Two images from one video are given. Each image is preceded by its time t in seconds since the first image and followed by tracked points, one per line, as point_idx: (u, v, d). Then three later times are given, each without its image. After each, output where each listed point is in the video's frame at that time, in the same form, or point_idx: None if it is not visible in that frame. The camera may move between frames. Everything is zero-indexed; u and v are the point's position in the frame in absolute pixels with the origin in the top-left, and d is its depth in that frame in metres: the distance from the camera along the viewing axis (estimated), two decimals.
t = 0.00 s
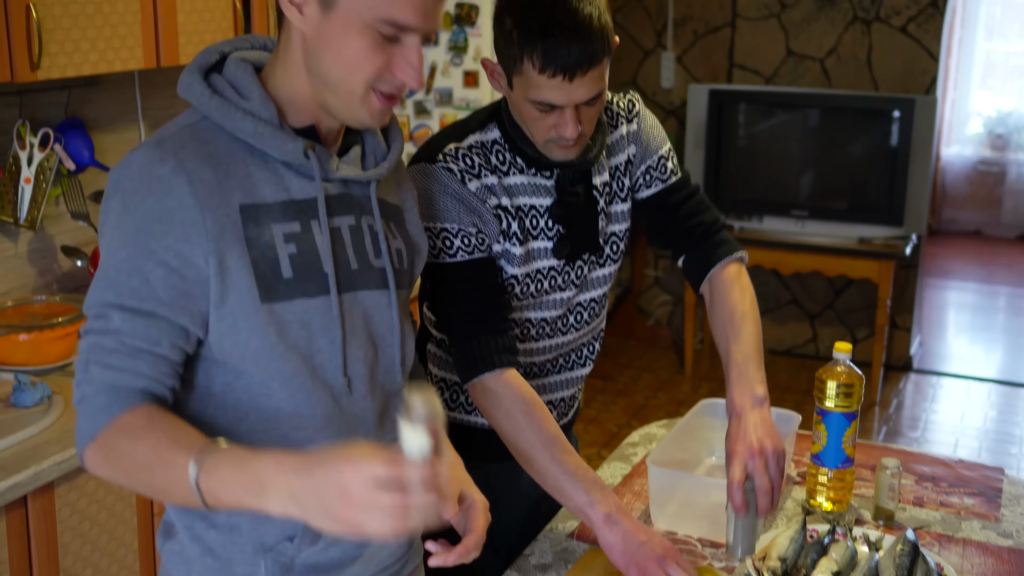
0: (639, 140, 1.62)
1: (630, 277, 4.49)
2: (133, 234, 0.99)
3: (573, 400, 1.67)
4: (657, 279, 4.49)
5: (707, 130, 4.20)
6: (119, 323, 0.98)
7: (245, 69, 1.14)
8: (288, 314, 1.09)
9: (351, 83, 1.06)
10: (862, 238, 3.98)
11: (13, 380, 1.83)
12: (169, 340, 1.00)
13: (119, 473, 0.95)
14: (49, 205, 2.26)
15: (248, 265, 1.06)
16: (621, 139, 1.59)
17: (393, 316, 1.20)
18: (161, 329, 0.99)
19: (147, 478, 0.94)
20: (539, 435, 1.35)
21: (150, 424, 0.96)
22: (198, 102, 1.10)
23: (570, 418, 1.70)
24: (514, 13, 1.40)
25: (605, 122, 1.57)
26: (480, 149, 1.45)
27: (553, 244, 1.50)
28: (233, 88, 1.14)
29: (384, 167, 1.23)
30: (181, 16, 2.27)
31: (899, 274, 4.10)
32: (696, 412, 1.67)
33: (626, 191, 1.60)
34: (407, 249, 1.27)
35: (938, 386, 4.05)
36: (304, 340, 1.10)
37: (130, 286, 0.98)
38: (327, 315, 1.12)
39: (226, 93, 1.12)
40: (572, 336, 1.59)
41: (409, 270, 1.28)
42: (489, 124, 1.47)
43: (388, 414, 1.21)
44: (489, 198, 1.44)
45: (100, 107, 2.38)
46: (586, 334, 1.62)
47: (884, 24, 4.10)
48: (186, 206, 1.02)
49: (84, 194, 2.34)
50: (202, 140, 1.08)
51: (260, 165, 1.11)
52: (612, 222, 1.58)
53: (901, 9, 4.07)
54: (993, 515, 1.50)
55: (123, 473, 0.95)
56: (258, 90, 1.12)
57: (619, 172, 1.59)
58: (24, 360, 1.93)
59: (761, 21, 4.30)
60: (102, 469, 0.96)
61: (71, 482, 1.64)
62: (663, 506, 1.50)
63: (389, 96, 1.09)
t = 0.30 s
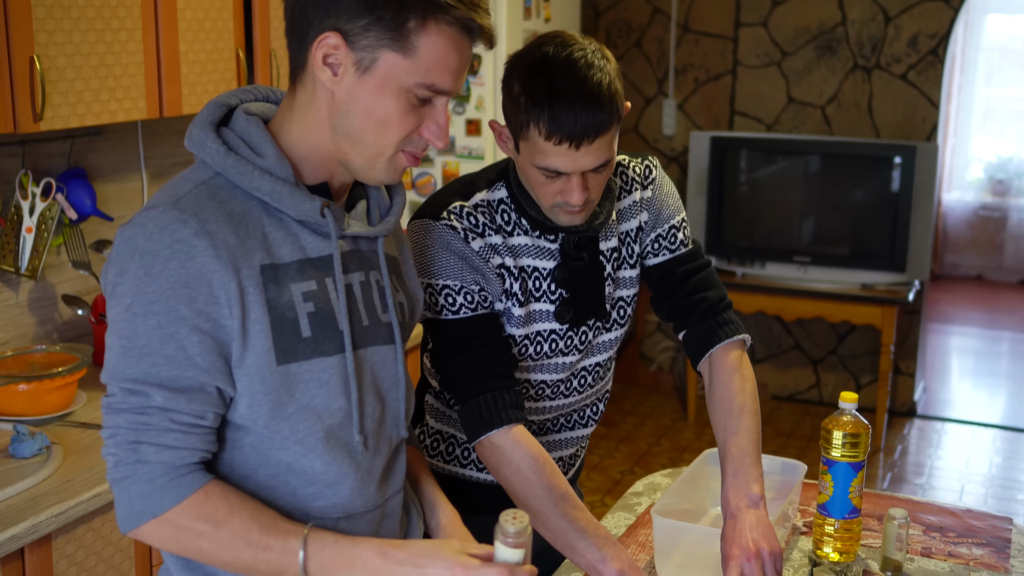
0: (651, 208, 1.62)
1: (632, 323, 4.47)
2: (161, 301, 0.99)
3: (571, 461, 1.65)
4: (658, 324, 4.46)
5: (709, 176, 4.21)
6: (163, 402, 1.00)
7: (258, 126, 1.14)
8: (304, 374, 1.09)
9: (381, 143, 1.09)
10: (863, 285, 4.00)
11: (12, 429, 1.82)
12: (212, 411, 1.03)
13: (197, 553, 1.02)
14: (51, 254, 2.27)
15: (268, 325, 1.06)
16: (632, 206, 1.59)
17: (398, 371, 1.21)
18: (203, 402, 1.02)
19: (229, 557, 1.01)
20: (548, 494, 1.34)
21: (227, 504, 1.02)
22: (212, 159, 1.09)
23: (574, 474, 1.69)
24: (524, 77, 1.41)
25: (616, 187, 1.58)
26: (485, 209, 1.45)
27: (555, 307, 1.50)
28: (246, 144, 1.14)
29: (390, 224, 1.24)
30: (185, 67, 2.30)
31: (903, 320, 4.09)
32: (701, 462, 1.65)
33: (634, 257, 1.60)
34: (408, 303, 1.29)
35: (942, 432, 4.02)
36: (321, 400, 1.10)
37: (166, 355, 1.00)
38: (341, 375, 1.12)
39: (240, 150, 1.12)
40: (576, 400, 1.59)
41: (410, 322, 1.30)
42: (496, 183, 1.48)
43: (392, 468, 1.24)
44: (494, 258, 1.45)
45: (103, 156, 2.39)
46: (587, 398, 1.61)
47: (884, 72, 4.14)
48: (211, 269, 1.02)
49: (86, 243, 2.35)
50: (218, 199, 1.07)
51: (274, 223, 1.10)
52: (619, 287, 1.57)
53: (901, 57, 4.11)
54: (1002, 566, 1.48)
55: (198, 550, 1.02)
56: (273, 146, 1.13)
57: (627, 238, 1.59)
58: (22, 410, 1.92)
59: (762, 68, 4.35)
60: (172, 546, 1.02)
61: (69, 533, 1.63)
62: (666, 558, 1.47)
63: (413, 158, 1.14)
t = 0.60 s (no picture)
0: (653, 217, 1.61)
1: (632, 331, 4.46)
2: (161, 295, 1.00)
3: (569, 469, 1.65)
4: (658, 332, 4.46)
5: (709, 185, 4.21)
6: (159, 396, 1.00)
7: (265, 125, 1.15)
8: (303, 375, 1.08)
9: (325, 107, 1.12)
10: (864, 292, 3.99)
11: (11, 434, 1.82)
12: (210, 407, 1.03)
13: (187, 550, 1.01)
14: (49, 260, 2.26)
15: (267, 323, 1.06)
16: (632, 214, 1.58)
17: (402, 376, 1.20)
18: (200, 398, 1.02)
19: (219, 555, 1.01)
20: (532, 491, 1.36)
21: (220, 501, 1.02)
22: (217, 156, 1.11)
23: (573, 480, 1.69)
24: (519, 81, 1.41)
25: (617, 195, 1.57)
26: (482, 209, 1.45)
27: (549, 312, 1.49)
28: (253, 143, 1.15)
29: (397, 227, 1.24)
30: (185, 73, 2.30)
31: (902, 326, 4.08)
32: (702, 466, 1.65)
33: (633, 266, 1.59)
34: (415, 307, 1.28)
35: (942, 440, 4.01)
36: (320, 402, 1.09)
37: (164, 349, 1.00)
38: (341, 377, 1.11)
39: (247, 148, 1.13)
40: (574, 407, 1.58)
41: (417, 327, 1.29)
42: (494, 185, 1.48)
43: (395, 473, 1.22)
44: (489, 257, 1.44)
45: (101, 162, 2.39)
46: (586, 407, 1.61)
47: (884, 80, 4.15)
48: (212, 265, 1.02)
49: (84, 248, 2.35)
50: (223, 196, 1.08)
51: (277, 223, 1.11)
52: (617, 296, 1.57)
53: (901, 66, 4.12)
54: (1005, 569, 1.47)
55: (188, 547, 1.01)
56: (279, 146, 1.14)
57: (626, 247, 1.58)
58: (20, 415, 1.91)
59: (761, 77, 4.36)
60: (164, 543, 1.01)
61: (67, 537, 1.63)
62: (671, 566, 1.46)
63: (378, 116, 1.12)
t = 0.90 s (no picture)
0: (655, 223, 1.61)
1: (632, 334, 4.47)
2: (147, 294, 1.02)
3: (568, 472, 1.64)
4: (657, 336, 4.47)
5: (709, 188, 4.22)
6: (138, 393, 1.01)
7: (268, 127, 1.17)
8: (297, 376, 1.09)
9: (313, 104, 1.14)
10: (864, 294, 4.01)
11: (16, 437, 1.82)
12: (190, 409, 1.04)
13: (157, 549, 1.02)
14: (52, 263, 2.27)
15: (258, 325, 1.07)
16: (634, 220, 1.58)
17: (406, 379, 1.20)
18: (180, 399, 1.03)
19: (186, 558, 1.03)
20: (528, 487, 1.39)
21: (191, 505, 1.03)
22: (217, 158, 1.13)
23: (574, 484, 1.68)
24: (518, 83, 1.42)
25: (620, 199, 1.57)
26: (481, 207, 1.46)
27: (546, 312, 1.49)
28: (254, 145, 1.17)
29: (402, 229, 1.23)
30: (188, 77, 2.31)
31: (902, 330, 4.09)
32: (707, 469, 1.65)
33: (634, 271, 1.59)
34: (425, 310, 1.28)
35: (941, 442, 4.02)
36: (314, 403, 1.10)
37: (147, 347, 1.01)
38: (338, 380, 1.11)
39: (246, 150, 1.16)
40: (574, 411, 1.58)
41: (426, 330, 1.28)
42: (495, 183, 1.49)
43: (402, 475, 1.21)
44: (486, 253, 1.44)
45: (104, 166, 2.39)
46: (587, 410, 1.60)
47: (883, 84, 4.17)
48: (200, 266, 1.04)
49: (87, 252, 2.35)
50: (219, 198, 1.10)
51: (274, 226, 1.12)
52: (616, 300, 1.57)
53: (900, 70, 4.14)
54: (1009, 571, 1.48)
55: (157, 547, 1.03)
56: (278, 148, 1.16)
57: (627, 251, 1.58)
58: (25, 419, 1.92)
59: (761, 81, 4.37)
60: (137, 540, 1.03)
61: (73, 540, 1.65)
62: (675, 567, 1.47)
63: (366, 101, 1.13)
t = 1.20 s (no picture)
0: (653, 217, 1.60)
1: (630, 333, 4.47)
2: (145, 287, 1.02)
3: (568, 466, 1.65)
4: (655, 335, 4.48)
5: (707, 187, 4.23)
6: (132, 386, 1.01)
7: (267, 122, 1.17)
8: (292, 372, 1.09)
9: (308, 103, 1.13)
10: (863, 293, 4.02)
11: (19, 434, 1.82)
12: (183, 403, 1.04)
13: (146, 544, 1.02)
14: (54, 261, 2.27)
15: (254, 321, 1.07)
16: (632, 215, 1.57)
17: (405, 375, 1.20)
18: (173, 393, 1.03)
19: (173, 555, 1.03)
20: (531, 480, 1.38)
21: (182, 501, 1.03)
22: (216, 152, 1.13)
23: (576, 478, 1.69)
24: (513, 78, 1.43)
25: (616, 194, 1.56)
26: (479, 201, 1.46)
27: (544, 305, 1.50)
28: (253, 140, 1.17)
29: (402, 225, 1.23)
30: (190, 75, 2.30)
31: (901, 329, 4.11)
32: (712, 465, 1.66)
33: (633, 265, 1.59)
34: (425, 306, 1.28)
35: (939, 441, 4.03)
36: (309, 399, 1.10)
37: (142, 340, 1.01)
38: (335, 375, 1.12)
39: (245, 145, 1.16)
40: (573, 405, 1.58)
41: (426, 327, 1.27)
42: (493, 178, 1.49)
43: (401, 471, 1.21)
44: (483, 247, 1.45)
45: (105, 163, 2.39)
46: (585, 405, 1.60)
47: (881, 84, 4.18)
48: (197, 260, 1.04)
49: (88, 250, 2.35)
50: (218, 193, 1.10)
51: (274, 222, 1.12)
52: (615, 295, 1.57)
53: (898, 69, 4.15)
54: (1012, 567, 1.49)
55: (146, 542, 1.03)
56: (277, 142, 1.16)
57: (625, 246, 1.57)
58: (27, 417, 1.92)
59: (759, 80, 4.38)
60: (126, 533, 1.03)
61: (76, 537, 1.66)
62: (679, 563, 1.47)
63: (361, 100, 1.13)
